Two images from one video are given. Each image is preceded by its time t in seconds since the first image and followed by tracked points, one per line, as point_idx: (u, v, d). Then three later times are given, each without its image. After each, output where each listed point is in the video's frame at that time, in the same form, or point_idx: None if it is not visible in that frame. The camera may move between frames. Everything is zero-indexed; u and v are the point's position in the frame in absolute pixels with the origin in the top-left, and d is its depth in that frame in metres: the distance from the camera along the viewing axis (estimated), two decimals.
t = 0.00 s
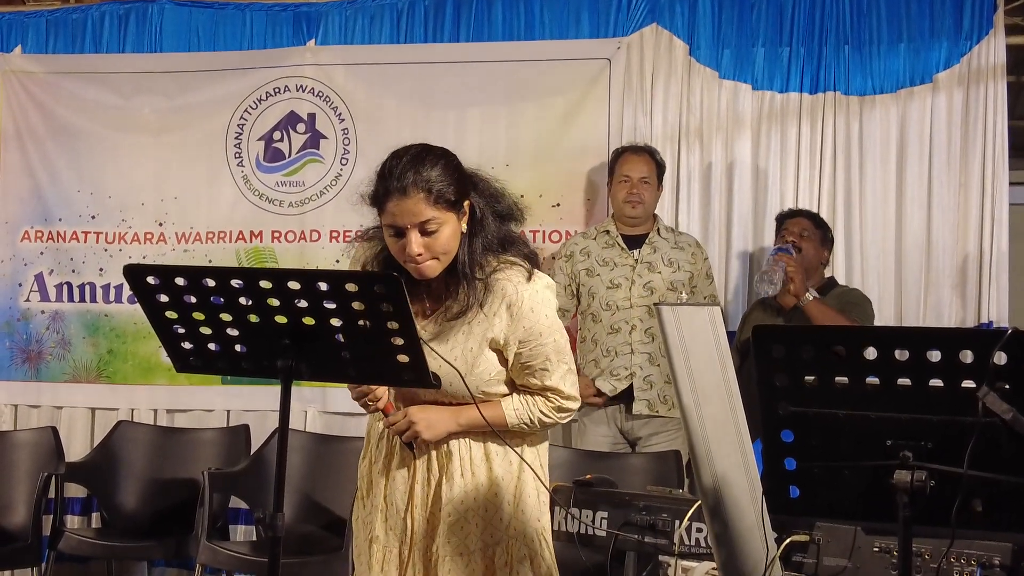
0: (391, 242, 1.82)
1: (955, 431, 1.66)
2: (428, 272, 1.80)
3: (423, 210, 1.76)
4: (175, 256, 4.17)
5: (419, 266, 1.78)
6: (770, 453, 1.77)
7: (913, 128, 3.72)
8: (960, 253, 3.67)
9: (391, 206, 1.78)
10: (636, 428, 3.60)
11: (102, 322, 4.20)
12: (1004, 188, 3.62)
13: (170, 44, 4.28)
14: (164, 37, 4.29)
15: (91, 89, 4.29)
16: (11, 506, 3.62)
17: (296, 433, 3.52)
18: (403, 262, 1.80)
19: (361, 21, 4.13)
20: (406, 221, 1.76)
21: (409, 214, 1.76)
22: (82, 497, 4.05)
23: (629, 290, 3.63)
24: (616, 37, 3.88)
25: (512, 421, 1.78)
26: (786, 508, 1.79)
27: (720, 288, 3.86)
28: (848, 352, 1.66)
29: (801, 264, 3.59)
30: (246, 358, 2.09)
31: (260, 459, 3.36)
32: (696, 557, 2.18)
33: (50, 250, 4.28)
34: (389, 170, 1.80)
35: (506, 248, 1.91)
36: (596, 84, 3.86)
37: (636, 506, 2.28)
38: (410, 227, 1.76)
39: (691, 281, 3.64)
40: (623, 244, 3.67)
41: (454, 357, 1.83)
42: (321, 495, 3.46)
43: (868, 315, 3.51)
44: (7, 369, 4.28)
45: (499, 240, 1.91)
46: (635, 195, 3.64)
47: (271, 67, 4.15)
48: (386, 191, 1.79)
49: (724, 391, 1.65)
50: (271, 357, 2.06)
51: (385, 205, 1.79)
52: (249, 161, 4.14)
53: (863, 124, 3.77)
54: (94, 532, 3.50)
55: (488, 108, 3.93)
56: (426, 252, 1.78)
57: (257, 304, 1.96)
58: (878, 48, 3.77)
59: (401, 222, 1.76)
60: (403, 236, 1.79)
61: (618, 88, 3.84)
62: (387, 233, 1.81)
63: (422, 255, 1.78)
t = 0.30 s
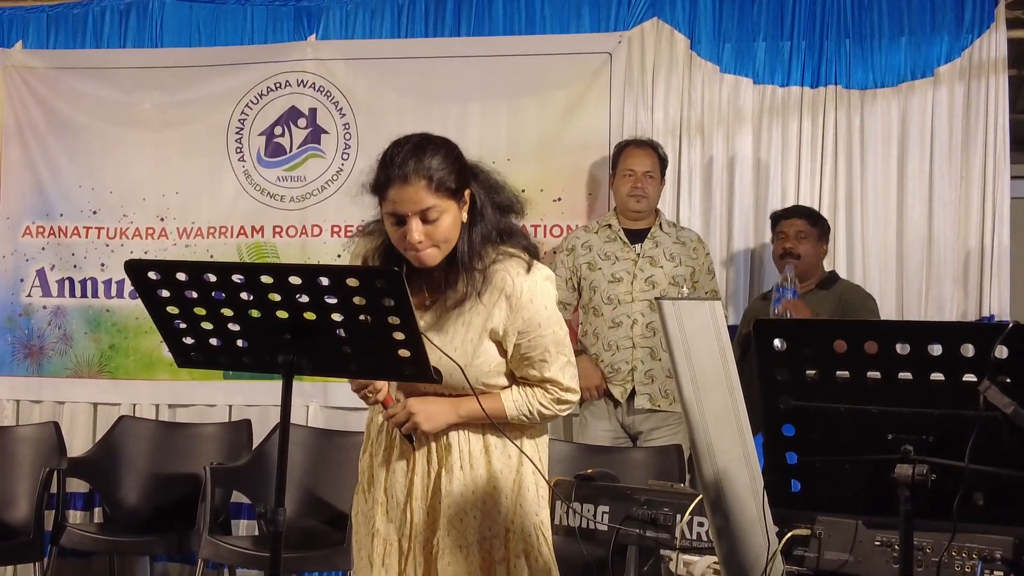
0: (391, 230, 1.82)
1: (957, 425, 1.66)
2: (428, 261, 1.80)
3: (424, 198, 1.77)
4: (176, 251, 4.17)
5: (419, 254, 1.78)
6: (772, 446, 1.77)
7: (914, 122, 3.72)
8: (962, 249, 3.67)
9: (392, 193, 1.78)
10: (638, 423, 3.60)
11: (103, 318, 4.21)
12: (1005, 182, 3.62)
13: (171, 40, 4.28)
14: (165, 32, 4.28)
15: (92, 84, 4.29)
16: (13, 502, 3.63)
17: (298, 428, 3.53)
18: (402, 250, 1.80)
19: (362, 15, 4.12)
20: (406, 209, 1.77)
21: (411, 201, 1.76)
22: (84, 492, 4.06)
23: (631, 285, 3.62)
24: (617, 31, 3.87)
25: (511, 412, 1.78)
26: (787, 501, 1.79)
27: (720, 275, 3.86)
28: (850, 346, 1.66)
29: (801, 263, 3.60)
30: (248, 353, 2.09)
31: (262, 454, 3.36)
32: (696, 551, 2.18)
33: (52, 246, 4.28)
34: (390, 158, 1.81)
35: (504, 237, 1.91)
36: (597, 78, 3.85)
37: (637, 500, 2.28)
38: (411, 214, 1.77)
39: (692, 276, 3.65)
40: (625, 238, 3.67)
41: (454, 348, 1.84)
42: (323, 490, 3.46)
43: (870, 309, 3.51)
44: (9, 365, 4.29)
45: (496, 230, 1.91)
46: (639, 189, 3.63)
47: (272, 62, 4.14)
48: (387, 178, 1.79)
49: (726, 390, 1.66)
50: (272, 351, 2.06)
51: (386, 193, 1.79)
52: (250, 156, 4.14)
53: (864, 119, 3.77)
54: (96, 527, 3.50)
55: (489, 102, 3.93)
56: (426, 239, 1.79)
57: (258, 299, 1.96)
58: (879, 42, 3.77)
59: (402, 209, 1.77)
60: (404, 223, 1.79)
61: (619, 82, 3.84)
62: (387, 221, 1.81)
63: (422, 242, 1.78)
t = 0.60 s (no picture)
0: (411, 174, 1.88)
1: (959, 419, 1.65)
2: (442, 204, 1.84)
3: (445, 139, 1.84)
4: (178, 247, 4.17)
5: (435, 195, 1.83)
6: (774, 441, 1.77)
7: (916, 116, 3.72)
8: (963, 244, 3.67)
9: (416, 136, 1.86)
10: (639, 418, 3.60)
11: (105, 313, 4.21)
12: (1007, 176, 3.62)
13: (172, 35, 4.28)
14: (166, 28, 4.28)
15: (93, 80, 4.29)
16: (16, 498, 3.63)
17: (300, 423, 3.54)
18: (419, 193, 1.86)
19: (364, 10, 4.11)
20: (428, 148, 1.83)
21: (433, 141, 1.83)
22: (87, 487, 4.06)
23: (633, 280, 3.62)
24: (619, 26, 3.87)
25: (513, 379, 1.80)
26: (789, 496, 1.80)
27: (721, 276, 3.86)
28: (852, 339, 1.66)
29: (794, 265, 3.59)
30: (250, 349, 2.09)
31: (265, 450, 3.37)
32: (698, 546, 2.17)
33: (54, 241, 4.28)
34: (419, 107, 1.90)
35: (522, 205, 1.97)
36: (598, 73, 3.85)
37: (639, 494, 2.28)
38: (430, 154, 1.83)
39: (694, 272, 3.65)
40: (628, 233, 3.67)
41: (462, 303, 1.84)
42: (325, 485, 3.47)
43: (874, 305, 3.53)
44: (12, 360, 4.29)
45: (514, 196, 1.96)
46: (648, 183, 3.64)
47: (273, 57, 4.14)
48: (413, 123, 1.88)
49: (728, 382, 1.64)
50: (273, 346, 2.06)
51: (411, 137, 1.87)
52: (252, 152, 4.14)
53: (865, 113, 3.77)
54: (99, 522, 3.50)
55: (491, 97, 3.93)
56: (443, 182, 1.84)
57: (260, 295, 1.96)
58: (881, 36, 3.76)
59: (423, 149, 1.84)
60: (424, 165, 1.85)
61: (621, 77, 3.84)
62: (408, 166, 1.88)
63: (438, 184, 1.83)
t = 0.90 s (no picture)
0: (428, 158, 2.00)
1: (961, 414, 1.66)
2: (458, 185, 1.96)
3: (462, 124, 1.97)
4: (180, 243, 4.17)
5: (451, 176, 1.95)
6: (776, 436, 1.77)
7: (918, 110, 3.72)
8: (966, 239, 3.67)
9: (434, 121, 1.99)
10: (639, 413, 3.61)
11: (107, 310, 4.21)
12: (1009, 171, 3.62)
13: (173, 31, 4.27)
14: (167, 24, 4.28)
15: (95, 76, 4.29)
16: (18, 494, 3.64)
17: (302, 419, 3.54)
18: (436, 176, 1.98)
19: (365, 6, 4.11)
20: (446, 132, 1.96)
21: (451, 125, 1.97)
22: (89, 483, 4.07)
23: (634, 275, 3.62)
24: (620, 21, 3.87)
25: (530, 364, 1.86)
26: (792, 490, 1.80)
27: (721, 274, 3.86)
28: (853, 335, 1.66)
29: (797, 259, 3.59)
30: (252, 345, 2.10)
31: (266, 446, 3.37)
32: (699, 541, 2.17)
33: (55, 238, 4.28)
34: (439, 98, 2.04)
35: (532, 199, 2.09)
36: (599, 68, 3.85)
37: (639, 489, 2.28)
38: (448, 138, 1.96)
39: (696, 266, 3.65)
40: (629, 228, 3.67)
41: (481, 284, 1.90)
42: (327, 480, 3.48)
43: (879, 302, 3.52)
44: (14, 357, 4.30)
45: (524, 191, 2.08)
46: (649, 178, 3.64)
47: (275, 53, 4.14)
48: (433, 111, 2.01)
49: (729, 375, 1.62)
50: (275, 341, 2.06)
51: (430, 123, 2.00)
52: (253, 148, 4.15)
53: (867, 107, 3.76)
54: (101, 518, 3.51)
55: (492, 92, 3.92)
56: (459, 165, 1.96)
57: (261, 291, 1.96)
58: (882, 31, 3.76)
59: (441, 132, 1.97)
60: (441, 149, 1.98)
61: (622, 72, 3.83)
62: (427, 151, 2.01)
63: (454, 166, 1.96)
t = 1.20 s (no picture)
0: (435, 153, 2.02)
1: (962, 409, 1.66)
2: (464, 180, 1.98)
3: (469, 121, 1.99)
4: (182, 239, 4.18)
5: (457, 170, 1.98)
6: (778, 431, 1.76)
7: (919, 105, 3.71)
8: (968, 234, 3.67)
9: (441, 117, 2.02)
10: (642, 409, 3.62)
11: (110, 306, 4.22)
12: (1010, 166, 3.62)
13: (175, 28, 4.27)
14: (168, 20, 4.27)
15: (96, 73, 4.29)
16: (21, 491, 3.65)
17: (303, 415, 3.55)
18: (442, 170, 2.00)
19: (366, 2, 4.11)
20: (452, 127, 1.99)
21: (458, 120, 2.00)
22: (92, 480, 4.07)
23: (636, 269, 3.63)
24: (621, 17, 3.87)
25: (542, 358, 1.90)
26: (796, 486, 1.78)
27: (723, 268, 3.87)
28: (855, 330, 1.65)
29: (798, 255, 3.61)
30: (254, 341, 2.10)
31: (268, 443, 3.38)
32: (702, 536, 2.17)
33: (57, 234, 4.28)
34: (445, 94, 2.07)
35: (537, 193, 2.11)
36: (601, 64, 3.85)
37: (642, 485, 2.28)
38: (454, 134, 1.99)
39: (696, 261, 3.65)
40: (629, 223, 3.67)
41: (493, 277, 1.94)
42: (329, 477, 3.48)
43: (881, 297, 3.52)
44: (16, 353, 4.30)
45: (529, 185, 2.11)
46: (645, 176, 3.64)
47: (276, 50, 4.14)
48: (440, 106, 2.04)
49: (730, 369, 1.62)
50: (279, 338, 2.06)
51: (436, 119, 2.03)
52: (255, 144, 4.15)
53: (868, 103, 3.76)
54: (103, 514, 3.52)
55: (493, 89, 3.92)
56: (465, 160, 1.99)
57: (263, 288, 1.96)
58: (883, 26, 3.76)
59: (448, 127, 1.99)
60: (448, 144, 2.00)
61: (624, 68, 3.83)
62: (433, 147, 2.03)
63: (461, 161, 1.98)
